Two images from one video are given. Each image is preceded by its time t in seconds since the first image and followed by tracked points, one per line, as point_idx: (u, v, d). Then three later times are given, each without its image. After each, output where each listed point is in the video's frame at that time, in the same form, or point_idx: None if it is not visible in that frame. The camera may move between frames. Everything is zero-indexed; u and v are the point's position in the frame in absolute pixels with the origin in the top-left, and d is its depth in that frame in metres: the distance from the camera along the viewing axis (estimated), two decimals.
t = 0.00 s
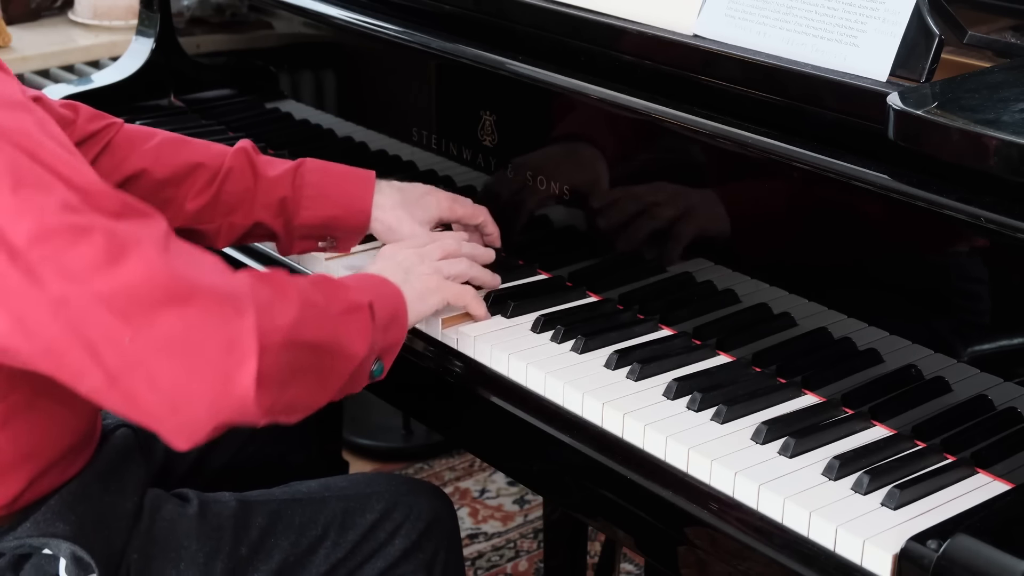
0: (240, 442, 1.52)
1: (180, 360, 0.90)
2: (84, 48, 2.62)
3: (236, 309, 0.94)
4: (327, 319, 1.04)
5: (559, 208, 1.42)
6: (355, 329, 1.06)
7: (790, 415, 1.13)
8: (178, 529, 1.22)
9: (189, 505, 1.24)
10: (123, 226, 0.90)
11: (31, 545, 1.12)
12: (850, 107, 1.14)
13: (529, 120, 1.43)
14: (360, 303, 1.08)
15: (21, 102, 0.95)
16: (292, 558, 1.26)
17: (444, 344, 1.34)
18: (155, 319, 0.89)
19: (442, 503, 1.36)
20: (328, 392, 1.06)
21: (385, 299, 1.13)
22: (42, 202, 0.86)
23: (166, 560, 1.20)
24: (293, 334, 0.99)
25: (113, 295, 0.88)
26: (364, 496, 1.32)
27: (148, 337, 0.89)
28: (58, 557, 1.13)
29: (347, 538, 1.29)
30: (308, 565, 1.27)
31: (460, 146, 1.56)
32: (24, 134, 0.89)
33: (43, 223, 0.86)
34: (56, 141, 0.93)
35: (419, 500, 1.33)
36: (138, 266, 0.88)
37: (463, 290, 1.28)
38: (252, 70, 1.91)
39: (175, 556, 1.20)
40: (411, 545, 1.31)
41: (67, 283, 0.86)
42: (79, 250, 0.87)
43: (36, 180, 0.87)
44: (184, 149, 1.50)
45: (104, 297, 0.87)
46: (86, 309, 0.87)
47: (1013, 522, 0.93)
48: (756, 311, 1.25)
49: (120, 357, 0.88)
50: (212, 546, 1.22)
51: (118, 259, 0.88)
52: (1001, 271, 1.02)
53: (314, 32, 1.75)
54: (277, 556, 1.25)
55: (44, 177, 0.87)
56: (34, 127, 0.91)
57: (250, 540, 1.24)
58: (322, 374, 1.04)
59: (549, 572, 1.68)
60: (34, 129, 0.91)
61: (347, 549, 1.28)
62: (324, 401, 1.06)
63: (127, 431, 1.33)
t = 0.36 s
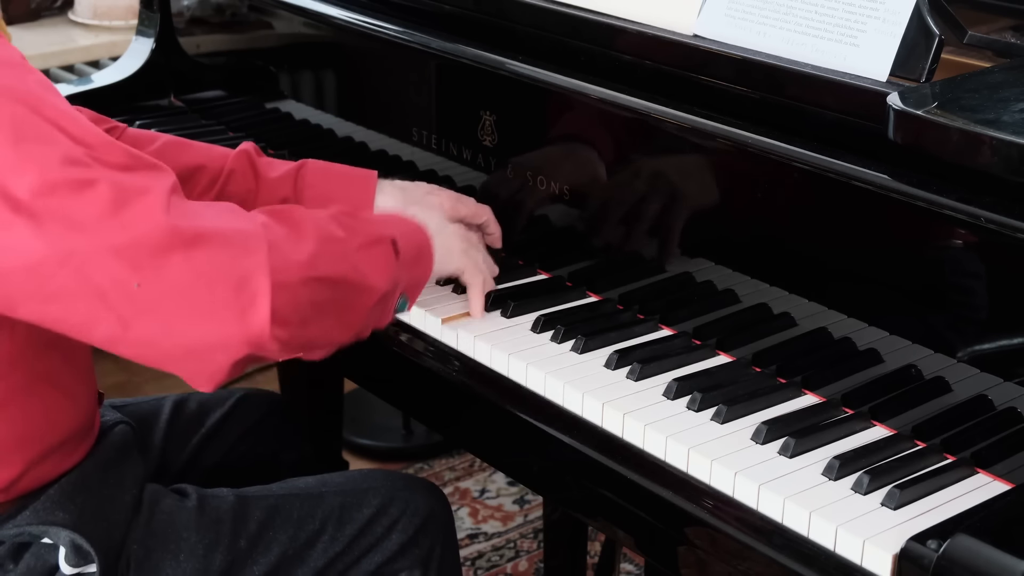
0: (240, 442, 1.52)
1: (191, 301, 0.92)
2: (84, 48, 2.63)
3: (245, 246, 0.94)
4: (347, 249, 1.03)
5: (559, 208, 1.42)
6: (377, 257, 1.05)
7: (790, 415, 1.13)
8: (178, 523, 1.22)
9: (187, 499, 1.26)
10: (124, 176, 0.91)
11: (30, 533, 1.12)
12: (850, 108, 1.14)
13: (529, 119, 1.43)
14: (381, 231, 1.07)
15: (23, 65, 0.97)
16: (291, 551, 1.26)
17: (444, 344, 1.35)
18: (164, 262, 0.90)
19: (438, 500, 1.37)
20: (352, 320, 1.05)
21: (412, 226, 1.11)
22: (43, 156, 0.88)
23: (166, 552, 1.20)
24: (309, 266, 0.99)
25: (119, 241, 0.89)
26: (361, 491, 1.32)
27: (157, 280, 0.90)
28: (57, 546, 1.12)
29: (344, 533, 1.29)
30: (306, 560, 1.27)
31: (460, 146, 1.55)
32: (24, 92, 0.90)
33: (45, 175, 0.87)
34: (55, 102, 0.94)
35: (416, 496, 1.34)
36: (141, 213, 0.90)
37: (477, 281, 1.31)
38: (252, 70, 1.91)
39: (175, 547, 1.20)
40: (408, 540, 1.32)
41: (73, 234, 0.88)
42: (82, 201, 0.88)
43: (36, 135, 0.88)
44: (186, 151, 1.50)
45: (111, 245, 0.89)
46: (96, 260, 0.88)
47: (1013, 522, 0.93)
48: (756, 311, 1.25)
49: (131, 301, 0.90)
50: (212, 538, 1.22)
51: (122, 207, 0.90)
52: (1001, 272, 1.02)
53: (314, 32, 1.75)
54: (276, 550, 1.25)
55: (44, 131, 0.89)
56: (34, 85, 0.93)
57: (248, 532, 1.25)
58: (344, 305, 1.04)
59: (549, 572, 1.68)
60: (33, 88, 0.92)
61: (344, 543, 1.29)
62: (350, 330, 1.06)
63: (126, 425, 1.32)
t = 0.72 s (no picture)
0: (239, 441, 1.52)
1: (146, 356, 0.92)
2: (84, 48, 2.62)
3: (202, 309, 0.95)
4: (303, 318, 1.04)
5: (559, 208, 1.42)
6: (336, 327, 1.07)
7: (790, 415, 1.13)
8: (178, 518, 1.22)
9: (186, 495, 1.25)
10: (99, 216, 0.91)
11: (28, 525, 1.12)
12: (850, 107, 1.14)
13: (529, 119, 1.43)
14: (346, 300, 1.08)
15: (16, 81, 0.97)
16: (289, 547, 1.26)
17: (444, 344, 1.35)
18: (125, 313, 0.91)
19: (434, 496, 1.36)
20: (298, 387, 1.07)
21: (380, 291, 1.13)
22: (22, 186, 0.87)
23: (166, 546, 1.20)
24: (261, 332, 1.00)
25: (85, 286, 0.89)
26: (358, 487, 1.32)
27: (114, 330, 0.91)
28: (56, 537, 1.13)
29: (342, 528, 1.29)
30: (305, 555, 1.28)
31: (460, 146, 1.55)
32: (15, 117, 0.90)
33: (22, 208, 0.87)
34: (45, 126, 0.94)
35: (412, 492, 1.33)
36: (110, 262, 0.90)
37: (479, 273, 1.30)
38: (252, 70, 1.91)
39: (174, 541, 1.21)
40: (405, 536, 1.32)
41: (39, 271, 0.88)
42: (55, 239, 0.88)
43: (19, 161, 0.88)
44: (185, 150, 1.52)
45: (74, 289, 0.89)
46: (60, 299, 0.89)
47: (1013, 522, 0.93)
48: (756, 311, 1.25)
49: (83, 345, 0.91)
50: (211, 533, 1.22)
51: (91, 250, 0.89)
52: (1001, 271, 1.02)
53: (314, 32, 1.75)
54: (275, 544, 1.26)
55: (27, 159, 0.88)
56: (24, 108, 0.93)
57: (247, 527, 1.25)
58: (293, 373, 1.05)
59: (549, 572, 1.68)
60: (26, 111, 0.92)
61: (342, 539, 1.29)
62: (295, 394, 1.07)
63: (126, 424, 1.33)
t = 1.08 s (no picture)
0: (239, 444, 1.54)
1: (134, 383, 0.99)
2: (85, 48, 2.62)
3: (194, 341, 1.03)
4: (288, 357, 1.14)
5: (559, 209, 1.42)
6: (318, 366, 1.17)
7: (790, 415, 1.13)
8: (179, 520, 1.22)
9: (186, 497, 1.25)
10: (100, 242, 0.97)
11: (29, 529, 1.12)
12: (850, 107, 1.14)
13: (529, 120, 1.43)
14: (330, 341, 1.18)
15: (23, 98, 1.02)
16: (288, 548, 1.27)
17: (444, 344, 1.35)
18: (117, 341, 0.97)
19: (435, 495, 1.36)
20: (277, 421, 1.15)
21: (365, 332, 1.21)
22: (27, 209, 0.93)
23: (166, 549, 1.21)
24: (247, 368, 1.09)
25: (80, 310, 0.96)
26: (358, 488, 1.31)
27: (105, 356, 0.97)
28: (56, 541, 1.13)
29: (342, 530, 1.29)
30: (305, 557, 1.28)
31: (460, 146, 1.55)
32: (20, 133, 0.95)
33: (25, 229, 0.93)
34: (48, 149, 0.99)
35: (413, 492, 1.33)
36: (107, 291, 0.96)
37: (464, 293, 1.30)
38: (252, 70, 1.91)
39: (173, 544, 1.21)
40: (405, 537, 1.32)
41: (38, 293, 0.94)
42: (56, 262, 0.94)
43: (23, 180, 0.93)
44: (174, 158, 1.55)
45: (70, 312, 0.95)
46: (55, 320, 0.95)
47: (1013, 522, 0.93)
48: (756, 311, 1.25)
49: (74, 368, 0.97)
50: (211, 535, 1.22)
51: (89, 274, 0.95)
52: (1002, 271, 1.02)
53: (314, 32, 1.75)
54: (275, 546, 1.26)
55: (32, 178, 0.93)
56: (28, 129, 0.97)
57: (247, 529, 1.25)
58: (272, 408, 1.14)
59: (549, 572, 1.68)
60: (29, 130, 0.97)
61: (342, 540, 1.29)
62: (272, 429, 1.15)
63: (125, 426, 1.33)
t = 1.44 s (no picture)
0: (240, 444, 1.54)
1: (151, 397, 0.99)
2: (84, 48, 2.62)
3: (209, 352, 1.03)
4: (304, 361, 1.13)
5: (559, 209, 1.42)
6: (334, 369, 1.16)
7: (789, 415, 1.13)
8: (179, 523, 1.23)
9: (186, 499, 1.25)
10: (114, 257, 0.96)
11: (29, 536, 1.12)
12: (850, 107, 1.14)
13: (529, 120, 1.43)
14: (344, 342, 1.17)
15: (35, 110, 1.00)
16: (289, 551, 1.27)
17: (444, 344, 1.34)
18: (133, 356, 0.97)
19: (434, 497, 1.36)
20: (295, 426, 1.15)
21: (377, 330, 1.21)
22: (41, 225, 0.92)
23: (166, 553, 1.21)
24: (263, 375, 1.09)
25: (96, 327, 0.95)
26: (358, 490, 1.31)
27: (122, 370, 0.97)
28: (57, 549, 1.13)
29: (342, 532, 1.29)
30: (305, 559, 1.28)
31: (460, 146, 1.55)
32: (32, 148, 0.94)
33: (39, 245, 0.92)
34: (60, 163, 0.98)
35: (413, 493, 1.33)
36: (122, 306, 0.96)
37: (475, 289, 1.30)
38: (252, 70, 1.91)
39: (174, 549, 1.21)
40: (405, 539, 1.32)
41: (52, 309, 0.93)
42: (71, 278, 0.93)
43: (37, 196, 0.92)
44: (168, 163, 1.55)
45: (85, 328, 0.94)
46: (70, 338, 0.94)
47: (1013, 522, 0.93)
48: (756, 311, 1.25)
49: (90, 384, 0.96)
50: (212, 539, 1.22)
51: (105, 290, 0.95)
52: (1001, 271, 1.02)
53: (314, 32, 1.75)
54: (275, 549, 1.26)
55: (45, 195, 0.92)
56: (41, 143, 0.96)
57: (248, 533, 1.25)
58: (290, 414, 1.14)
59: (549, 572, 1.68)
60: (42, 145, 0.96)
61: (342, 543, 1.29)
62: (291, 433, 1.15)
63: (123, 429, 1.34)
